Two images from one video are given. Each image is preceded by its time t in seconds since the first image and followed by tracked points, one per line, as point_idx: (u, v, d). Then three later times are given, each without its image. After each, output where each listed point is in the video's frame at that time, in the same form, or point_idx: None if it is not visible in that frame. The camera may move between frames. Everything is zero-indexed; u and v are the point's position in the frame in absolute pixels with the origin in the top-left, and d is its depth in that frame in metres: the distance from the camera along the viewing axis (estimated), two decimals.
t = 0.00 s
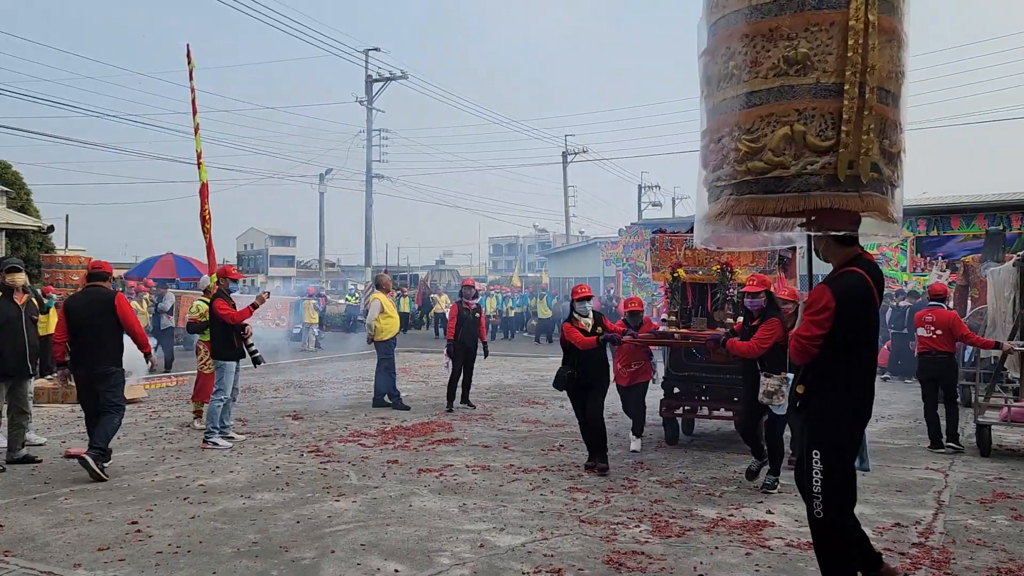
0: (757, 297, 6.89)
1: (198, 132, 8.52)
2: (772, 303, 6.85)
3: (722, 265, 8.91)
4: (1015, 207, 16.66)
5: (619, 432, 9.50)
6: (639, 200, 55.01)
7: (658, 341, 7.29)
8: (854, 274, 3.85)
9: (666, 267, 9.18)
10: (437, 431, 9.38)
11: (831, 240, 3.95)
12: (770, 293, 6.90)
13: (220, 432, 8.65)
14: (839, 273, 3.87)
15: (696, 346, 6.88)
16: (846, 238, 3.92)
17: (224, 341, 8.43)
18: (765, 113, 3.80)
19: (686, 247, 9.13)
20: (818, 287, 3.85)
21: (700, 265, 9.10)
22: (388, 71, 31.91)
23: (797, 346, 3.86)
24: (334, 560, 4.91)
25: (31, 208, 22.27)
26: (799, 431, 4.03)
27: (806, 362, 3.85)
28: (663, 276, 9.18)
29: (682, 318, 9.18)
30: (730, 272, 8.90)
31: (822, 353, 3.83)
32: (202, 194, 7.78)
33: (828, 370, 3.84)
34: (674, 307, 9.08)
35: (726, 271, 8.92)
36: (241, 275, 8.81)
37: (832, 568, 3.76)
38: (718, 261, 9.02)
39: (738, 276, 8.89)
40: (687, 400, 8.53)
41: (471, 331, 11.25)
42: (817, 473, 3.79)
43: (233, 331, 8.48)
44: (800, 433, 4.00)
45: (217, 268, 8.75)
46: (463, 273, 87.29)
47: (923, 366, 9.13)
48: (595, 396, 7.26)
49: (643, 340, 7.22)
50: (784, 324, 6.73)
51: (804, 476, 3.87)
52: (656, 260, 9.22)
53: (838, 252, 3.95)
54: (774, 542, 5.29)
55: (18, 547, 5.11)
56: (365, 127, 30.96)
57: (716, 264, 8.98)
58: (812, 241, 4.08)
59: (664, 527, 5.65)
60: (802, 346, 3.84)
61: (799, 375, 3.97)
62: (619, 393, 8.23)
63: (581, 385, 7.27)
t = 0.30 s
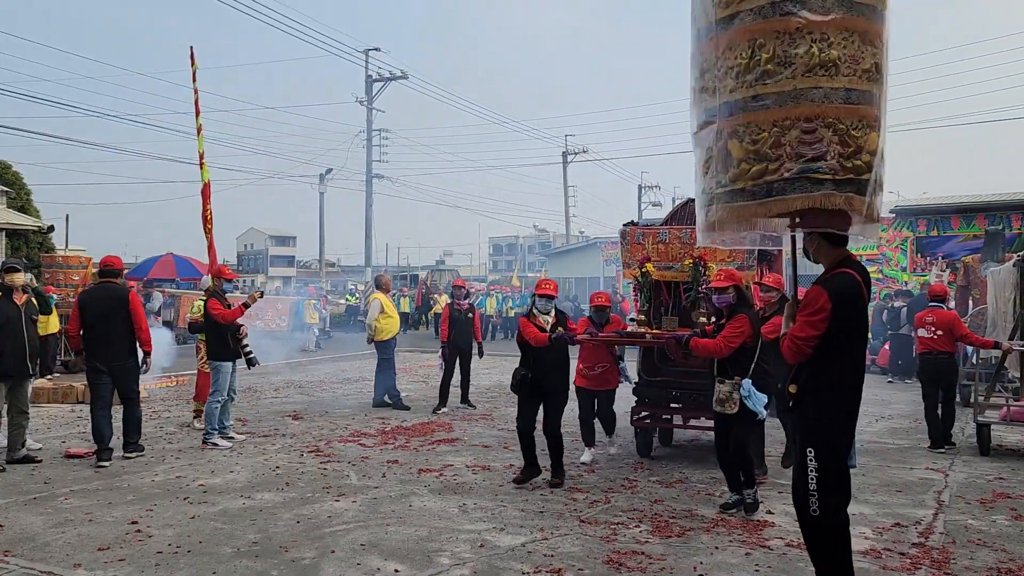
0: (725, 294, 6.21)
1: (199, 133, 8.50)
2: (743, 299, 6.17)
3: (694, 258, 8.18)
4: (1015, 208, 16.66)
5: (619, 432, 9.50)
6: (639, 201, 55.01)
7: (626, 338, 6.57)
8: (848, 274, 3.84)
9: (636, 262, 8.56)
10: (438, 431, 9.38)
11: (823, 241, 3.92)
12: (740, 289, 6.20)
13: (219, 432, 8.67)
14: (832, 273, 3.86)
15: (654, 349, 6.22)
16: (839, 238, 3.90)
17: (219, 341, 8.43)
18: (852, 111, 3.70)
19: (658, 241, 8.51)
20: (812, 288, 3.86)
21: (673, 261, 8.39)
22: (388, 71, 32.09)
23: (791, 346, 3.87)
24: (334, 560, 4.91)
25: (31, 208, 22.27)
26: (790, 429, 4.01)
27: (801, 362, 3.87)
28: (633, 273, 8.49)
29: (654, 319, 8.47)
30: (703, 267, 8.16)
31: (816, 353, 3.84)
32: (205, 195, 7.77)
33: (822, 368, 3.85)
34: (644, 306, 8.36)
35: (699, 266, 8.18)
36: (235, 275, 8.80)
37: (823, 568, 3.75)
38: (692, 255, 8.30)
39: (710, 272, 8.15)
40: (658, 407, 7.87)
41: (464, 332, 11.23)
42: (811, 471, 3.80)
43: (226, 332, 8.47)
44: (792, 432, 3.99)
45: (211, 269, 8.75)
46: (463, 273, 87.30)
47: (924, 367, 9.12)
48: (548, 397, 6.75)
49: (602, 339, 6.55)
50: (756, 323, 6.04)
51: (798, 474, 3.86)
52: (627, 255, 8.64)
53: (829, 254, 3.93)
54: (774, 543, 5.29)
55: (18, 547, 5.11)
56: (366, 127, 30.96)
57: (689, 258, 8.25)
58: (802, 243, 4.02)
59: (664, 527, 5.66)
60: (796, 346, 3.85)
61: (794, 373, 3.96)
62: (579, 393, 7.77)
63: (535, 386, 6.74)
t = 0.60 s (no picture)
0: (684, 293, 5.65)
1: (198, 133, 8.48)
2: (706, 297, 5.58)
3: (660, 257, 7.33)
4: (1015, 208, 16.68)
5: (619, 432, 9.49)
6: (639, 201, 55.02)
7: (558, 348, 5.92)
8: (853, 275, 3.85)
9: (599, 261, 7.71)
10: (438, 431, 9.38)
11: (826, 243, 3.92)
12: (700, 286, 5.62)
13: (219, 432, 8.67)
14: (835, 273, 3.85)
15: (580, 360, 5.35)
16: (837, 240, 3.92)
17: (215, 341, 8.45)
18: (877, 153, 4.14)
19: (624, 236, 7.63)
20: (821, 289, 3.83)
21: (640, 258, 7.54)
22: (387, 71, 32.12)
23: (803, 345, 3.82)
24: (335, 560, 4.91)
25: (32, 208, 22.29)
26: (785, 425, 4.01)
27: (811, 362, 3.83)
28: (595, 271, 7.65)
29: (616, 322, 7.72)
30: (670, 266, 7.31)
31: (826, 353, 3.81)
32: (203, 195, 7.75)
33: (830, 367, 3.83)
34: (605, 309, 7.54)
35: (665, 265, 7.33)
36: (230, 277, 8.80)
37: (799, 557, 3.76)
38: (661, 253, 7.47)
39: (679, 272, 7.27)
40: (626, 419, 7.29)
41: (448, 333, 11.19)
42: (801, 461, 3.80)
43: (222, 331, 8.48)
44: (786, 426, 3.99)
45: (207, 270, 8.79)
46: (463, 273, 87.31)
47: (925, 367, 9.13)
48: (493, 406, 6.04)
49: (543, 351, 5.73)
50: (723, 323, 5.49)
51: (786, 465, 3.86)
52: (590, 252, 7.80)
53: (831, 255, 3.91)
54: (774, 543, 5.29)
55: (18, 547, 5.11)
56: (366, 127, 30.96)
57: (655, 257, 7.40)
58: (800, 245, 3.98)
59: (664, 527, 5.65)
60: (808, 345, 3.81)
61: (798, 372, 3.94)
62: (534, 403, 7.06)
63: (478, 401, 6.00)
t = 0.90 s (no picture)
0: (630, 296, 4.95)
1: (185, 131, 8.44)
2: (652, 296, 4.86)
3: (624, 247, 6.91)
4: (1016, 208, 16.68)
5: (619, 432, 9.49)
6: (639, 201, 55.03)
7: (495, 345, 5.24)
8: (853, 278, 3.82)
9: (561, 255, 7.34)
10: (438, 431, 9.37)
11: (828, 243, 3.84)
12: (646, 286, 4.89)
13: (219, 432, 8.67)
14: (835, 277, 3.80)
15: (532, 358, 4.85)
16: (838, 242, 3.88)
17: (213, 342, 8.46)
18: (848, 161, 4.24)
19: (590, 227, 7.35)
20: (828, 291, 3.75)
21: (605, 249, 7.22)
22: (390, 71, 30.95)
23: (811, 349, 3.72)
24: (334, 560, 4.91)
25: (32, 208, 22.27)
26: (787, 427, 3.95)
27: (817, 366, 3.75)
28: (555, 264, 7.27)
29: (579, 320, 7.38)
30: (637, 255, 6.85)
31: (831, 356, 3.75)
32: (193, 195, 7.70)
33: (834, 370, 3.78)
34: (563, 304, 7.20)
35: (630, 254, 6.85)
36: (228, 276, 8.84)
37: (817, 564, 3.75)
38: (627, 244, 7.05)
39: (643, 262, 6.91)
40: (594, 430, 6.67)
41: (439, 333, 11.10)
42: (816, 468, 3.76)
43: (221, 331, 8.48)
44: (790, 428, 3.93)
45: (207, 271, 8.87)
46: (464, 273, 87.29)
47: (925, 368, 9.14)
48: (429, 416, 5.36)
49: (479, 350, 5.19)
50: (675, 323, 4.74)
51: (800, 471, 3.82)
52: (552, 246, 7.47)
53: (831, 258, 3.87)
54: (774, 543, 5.28)
55: (18, 547, 5.11)
56: (367, 126, 30.91)
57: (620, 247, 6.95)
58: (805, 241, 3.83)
59: (664, 527, 5.65)
60: (816, 349, 3.71)
61: (801, 375, 3.86)
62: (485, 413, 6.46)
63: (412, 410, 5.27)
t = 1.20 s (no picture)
0: (588, 293, 4.40)
1: (173, 130, 8.41)
2: (612, 300, 4.33)
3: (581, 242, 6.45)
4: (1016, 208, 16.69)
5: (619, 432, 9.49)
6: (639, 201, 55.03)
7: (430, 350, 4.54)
8: (855, 277, 3.70)
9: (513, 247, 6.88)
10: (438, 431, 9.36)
11: (825, 241, 3.79)
12: (607, 284, 4.37)
13: (219, 432, 8.66)
14: (836, 276, 3.69)
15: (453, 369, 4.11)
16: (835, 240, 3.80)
17: (211, 342, 8.45)
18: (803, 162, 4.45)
19: (546, 220, 6.88)
20: (833, 290, 3.62)
21: (562, 245, 6.80)
22: (389, 71, 29.50)
23: (809, 349, 3.59)
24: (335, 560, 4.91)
25: (32, 208, 22.25)
26: (785, 434, 3.82)
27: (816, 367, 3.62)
28: (507, 261, 6.85)
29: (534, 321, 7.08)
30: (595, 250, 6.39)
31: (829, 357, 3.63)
32: (185, 196, 7.63)
33: (833, 372, 3.66)
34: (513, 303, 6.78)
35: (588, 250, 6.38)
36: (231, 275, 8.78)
37: None
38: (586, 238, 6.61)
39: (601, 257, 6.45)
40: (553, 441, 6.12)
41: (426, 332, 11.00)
42: (819, 480, 3.62)
43: (219, 331, 8.47)
44: (789, 436, 3.80)
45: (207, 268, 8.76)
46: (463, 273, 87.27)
47: (920, 368, 9.13)
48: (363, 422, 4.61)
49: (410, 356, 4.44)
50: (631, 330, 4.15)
51: (802, 483, 3.67)
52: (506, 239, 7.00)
53: (832, 256, 3.77)
54: (774, 542, 5.29)
55: (18, 547, 5.11)
56: (367, 126, 30.82)
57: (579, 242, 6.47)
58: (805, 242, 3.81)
59: (664, 527, 5.65)
60: (815, 349, 3.58)
61: (802, 379, 3.72)
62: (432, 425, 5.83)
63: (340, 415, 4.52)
